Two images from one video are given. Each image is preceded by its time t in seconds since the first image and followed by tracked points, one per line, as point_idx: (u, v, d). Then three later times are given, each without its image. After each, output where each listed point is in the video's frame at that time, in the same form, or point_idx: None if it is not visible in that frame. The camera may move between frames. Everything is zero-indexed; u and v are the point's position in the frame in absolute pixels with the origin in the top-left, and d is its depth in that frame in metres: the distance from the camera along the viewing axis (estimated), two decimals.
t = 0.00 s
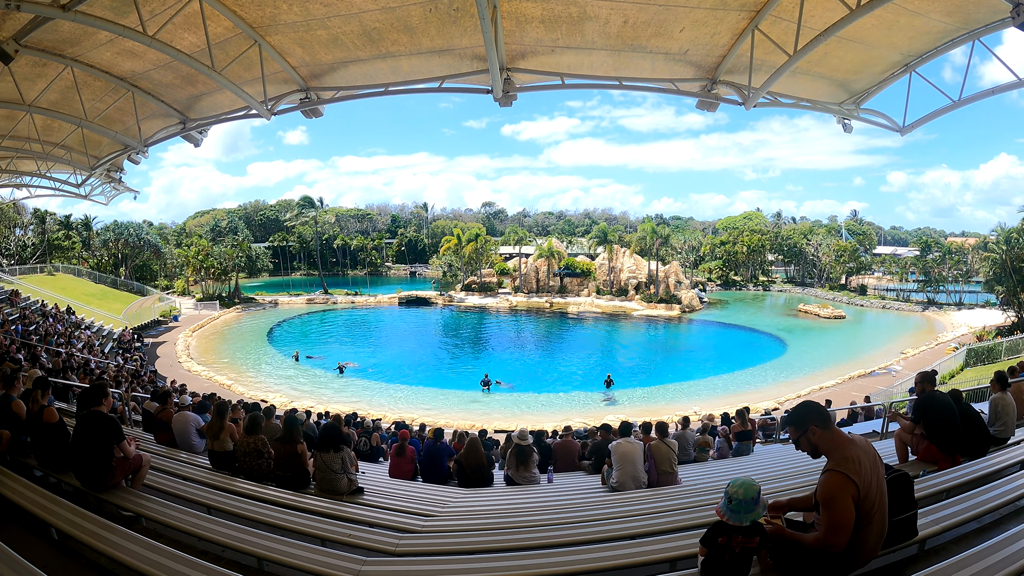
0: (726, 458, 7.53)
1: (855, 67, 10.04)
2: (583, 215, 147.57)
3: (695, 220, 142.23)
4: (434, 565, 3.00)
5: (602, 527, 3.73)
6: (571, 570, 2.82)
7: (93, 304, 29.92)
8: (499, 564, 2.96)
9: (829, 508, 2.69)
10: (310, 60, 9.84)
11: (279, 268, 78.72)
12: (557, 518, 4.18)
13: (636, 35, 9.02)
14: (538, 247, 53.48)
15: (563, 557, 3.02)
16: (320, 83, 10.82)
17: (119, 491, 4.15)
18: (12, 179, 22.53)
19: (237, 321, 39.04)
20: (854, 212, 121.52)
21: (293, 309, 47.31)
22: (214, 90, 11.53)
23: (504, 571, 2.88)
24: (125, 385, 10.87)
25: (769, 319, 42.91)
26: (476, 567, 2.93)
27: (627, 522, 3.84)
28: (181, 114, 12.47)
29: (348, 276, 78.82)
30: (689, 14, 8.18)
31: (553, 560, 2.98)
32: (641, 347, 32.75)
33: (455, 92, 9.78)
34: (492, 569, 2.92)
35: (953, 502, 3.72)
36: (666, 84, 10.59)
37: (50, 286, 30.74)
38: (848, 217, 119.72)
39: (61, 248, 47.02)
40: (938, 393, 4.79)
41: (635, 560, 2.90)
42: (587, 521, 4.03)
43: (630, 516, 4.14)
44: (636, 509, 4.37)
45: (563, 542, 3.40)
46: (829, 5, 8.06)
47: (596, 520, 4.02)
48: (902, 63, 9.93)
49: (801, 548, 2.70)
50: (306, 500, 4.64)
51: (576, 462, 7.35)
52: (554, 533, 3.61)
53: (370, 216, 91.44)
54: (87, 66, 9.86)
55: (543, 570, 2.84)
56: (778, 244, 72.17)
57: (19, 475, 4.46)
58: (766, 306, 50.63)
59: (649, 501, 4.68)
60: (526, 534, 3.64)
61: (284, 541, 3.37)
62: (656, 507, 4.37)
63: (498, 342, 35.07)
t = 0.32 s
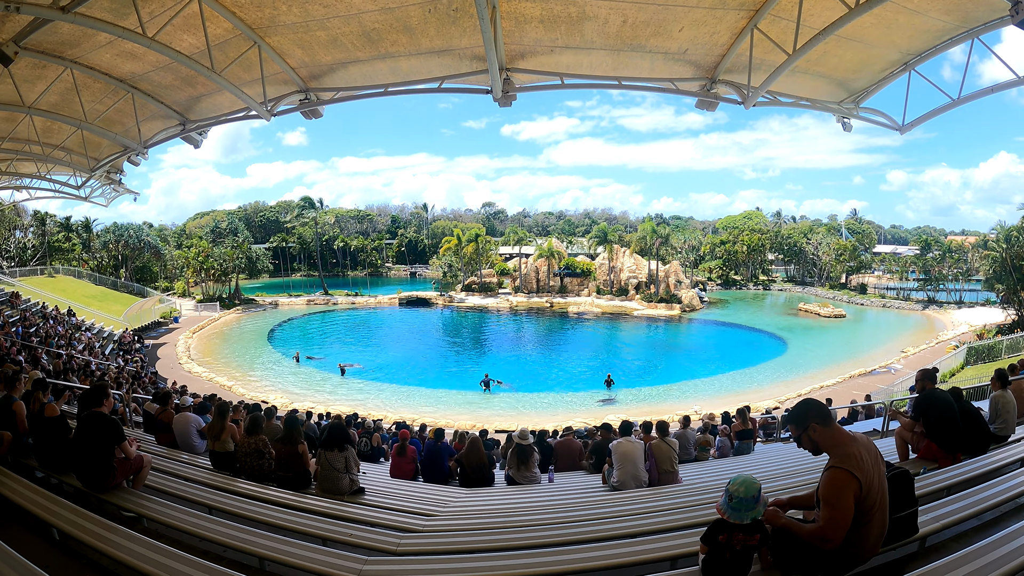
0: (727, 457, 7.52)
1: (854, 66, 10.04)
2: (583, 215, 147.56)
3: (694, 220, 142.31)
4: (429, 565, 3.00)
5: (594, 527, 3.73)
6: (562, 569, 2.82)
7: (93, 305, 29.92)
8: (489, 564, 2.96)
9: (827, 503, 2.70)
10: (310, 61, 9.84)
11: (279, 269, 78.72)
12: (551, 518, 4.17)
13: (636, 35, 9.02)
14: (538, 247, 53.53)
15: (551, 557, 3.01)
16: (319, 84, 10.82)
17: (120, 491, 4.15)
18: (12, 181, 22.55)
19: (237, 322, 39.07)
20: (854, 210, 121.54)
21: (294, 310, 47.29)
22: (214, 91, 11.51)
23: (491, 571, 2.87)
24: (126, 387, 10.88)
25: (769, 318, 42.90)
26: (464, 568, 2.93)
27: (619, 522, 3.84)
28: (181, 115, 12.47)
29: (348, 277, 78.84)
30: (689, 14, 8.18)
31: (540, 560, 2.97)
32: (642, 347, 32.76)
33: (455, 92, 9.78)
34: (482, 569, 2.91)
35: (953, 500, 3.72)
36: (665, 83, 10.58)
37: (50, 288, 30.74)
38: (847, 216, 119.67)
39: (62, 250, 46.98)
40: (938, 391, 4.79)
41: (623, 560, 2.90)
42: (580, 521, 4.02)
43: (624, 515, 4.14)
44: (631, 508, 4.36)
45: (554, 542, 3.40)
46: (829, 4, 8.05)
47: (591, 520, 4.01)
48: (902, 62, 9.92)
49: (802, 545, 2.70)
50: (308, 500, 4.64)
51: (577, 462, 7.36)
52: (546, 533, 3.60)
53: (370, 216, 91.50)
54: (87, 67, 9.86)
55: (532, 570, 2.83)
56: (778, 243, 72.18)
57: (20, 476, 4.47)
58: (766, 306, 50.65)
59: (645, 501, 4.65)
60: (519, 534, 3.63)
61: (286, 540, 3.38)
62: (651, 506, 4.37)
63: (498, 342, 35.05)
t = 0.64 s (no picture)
0: (728, 454, 7.53)
1: (853, 62, 10.04)
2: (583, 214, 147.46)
3: (694, 219, 142.24)
4: (429, 563, 3.00)
5: (593, 524, 3.73)
6: (560, 567, 2.82)
7: (93, 306, 29.90)
8: (488, 562, 2.95)
9: (827, 497, 2.71)
10: (309, 61, 9.84)
11: (279, 269, 78.69)
12: (552, 515, 4.18)
13: (634, 32, 9.01)
14: (538, 246, 53.56)
15: (550, 554, 3.01)
16: (318, 83, 10.82)
17: (121, 491, 4.16)
18: (11, 182, 22.54)
19: (238, 322, 39.09)
20: (854, 208, 121.41)
21: (294, 310, 47.28)
22: (213, 91, 11.51)
23: (490, 569, 2.86)
24: (127, 387, 10.90)
25: (769, 316, 42.88)
26: (463, 565, 2.92)
27: (618, 519, 3.83)
28: (180, 115, 12.48)
29: (348, 276, 78.79)
30: (687, 11, 8.16)
31: (537, 558, 2.97)
32: (642, 345, 32.76)
33: (454, 90, 9.78)
34: (481, 567, 2.90)
35: (954, 496, 3.72)
36: (665, 80, 10.56)
37: (50, 289, 30.74)
38: (847, 213, 119.53)
39: (62, 251, 46.95)
40: (938, 386, 4.79)
41: (621, 557, 2.89)
42: (579, 518, 4.02)
43: (623, 512, 4.13)
44: (630, 505, 4.36)
45: (553, 539, 3.40)
46: (827, 2, 8.06)
47: (590, 517, 4.01)
48: (901, 58, 9.91)
49: (806, 541, 2.69)
50: (310, 499, 4.64)
51: (578, 459, 7.40)
52: (544, 531, 3.60)
53: (370, 216, 91.48)
54: (85, 68, 9.85)
55: (531, 568, 2.84)
56: (778, 240, 72.11)
57: (21, 476, 4.49)
58: (767, 303, 50.63)
59: (643, 498, 4.64)
60: (519, 531, 3.63)
61: (288, 538, 3.38)
62: (651, 503, 4.37)
63: (498, 341, 35.03)
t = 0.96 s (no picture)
0: (728, 450, 7.53)
1: (853, 58, 10.02)
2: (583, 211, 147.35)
3: (693, 215, 142.14)
4: (433, 559, 3.00)
5: (593, 519, 3.73)
6: (562, 561, 2.83)
7: (94, 306, 29.91)
8: (489, 559, 2.95)
9: (826, 491, 2.71)
10: (308, 59, 9.83)
11: (279, 267, 78.72)
12: (554, 511, 4.19)
13: (634, 29, 9.00)
14: (538, 243, 53.55)
15: (552, 550, 3.01)
16: (318, 81, 10.81)
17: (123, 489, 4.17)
18: (10, 182, 22.53)
19: (239, 321, 39.14)
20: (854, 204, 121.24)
21: (294, 308, 47.30)
22: (212, 90, 11.50)
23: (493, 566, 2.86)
24: (129, 386, 10.92)
25: (770, 312, 42.90)
26: (466, 561, 2.93)
27: (618, 515, 3.84)
28: (180, 114, 12.48)
29: (349, 275, 78.81)
30: (687, 7, 8.14)
31: (541, 554, 2.98)
32: (643, 342, 32.78)
33: (454, 88, 9.76)
34: (485, 564, 2.91)
35: (955, 490, 3.72)
36: (664, 77, 10.56)
37: (51, 289, 30.74)
38: (848, 209, 119.38)
39: (62, 251, 46.95)
40: (939, 381, 4.78)
41: (622, 552, 2.89)
42: (580, 514, 4.03)
43: (622, 508, 4.14)
44: (629, 502, 4.37)
45: (554, 535, 3.40)
46: None
47: (590, 513, 4.02)
48: (901, 54, 9.90)
49: (806, 535, 2.70)
50: (312, 496, 4.64)
51: (579, 455, 7.40)
52: (544, 527, 3.60)
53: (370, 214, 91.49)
54: (85, 67, 9.84)
55: (535, 564, 2.84)
56: (778, 237, 72.11)
57: (23, 475, 4.50)
58: (767, 299, 50.60)
59: (646, 493, 4.65)
60: (520, 527, 3.63)
61: (291, 535, 3.38)
62: (650, 499, 4.38)
63: (499, 339, 35.04)
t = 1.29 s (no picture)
0: (729, 448, 7.53)
1: (852, 55, 10.01)
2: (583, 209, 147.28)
3: (693, 213, 142.05)
4: (438, 557, 3.01)
5: (597, 517, 3.74)
6: (566, 559, 2.83)
7: (94, 307, 29.92)
8: (493, 557, 2.96)
9: (828, 488, 2.71)
10: (307, 58, 9.83)
11: (280, 267, 78.74)
12: (557, 509, 4.19)
13: (632, 27, 9.00)
14: (538, 242, 53.54)
15: (555, 548, 3.02)
16: (317, 81, 10.81)
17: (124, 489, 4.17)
18: (10, 184, 22.55)
19: (239, 322, 39.15)
20: (855, 201, 121.07)
21: (295, 308, 47.32)
22: (212, 90, 11.50)
23: (497, 563, 2.87)
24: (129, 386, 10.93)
25: (770, 310, 42.89)
26: (471, 560, 2.94)
27: (621, 513, 3.85)
28: (179, 115, 12.48)
29: (349, 275, 78.80)
30: (686, 5, 8.14)
31: (543, 551, 2.98)
32: (643, 340, 32.77)
33: (453, 87, 9.77)
34: (490, 562, 2.91)
35: (956, 487, 3.72)
36: (664, 75, 10.55)
37: (51, 291, 30.75)
38: (848, 207, 119.18)
39: (62, 252, 47.03)
40: (940, 378, 4.77)
41: (624, 550, 2.90)
42: (581, 512, 4.03)
43: (625, 506, 4.15)
44: (632, 499, 4.37)
45: (557, 533, 3.41)
46: None
47: (592, 511, 4.03)
48: (900, 51, 9.89)
49: (807, 532, 2.70)
50: (312, 496, 4.64)
51: (580, 454, 7.39)
52: (548, 525, 3.61)
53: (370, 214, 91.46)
54: (84, 69, 9.84)
55: (539, 561, 2.84)
56: (778, 235, 72.06)
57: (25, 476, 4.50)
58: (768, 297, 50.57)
59: (647, 492, 4.66)
60: (526, 525, 3.64)
61: (292, 534, 3.38)
62: (653, 497, 4.38)
63: (500, 338, 35.02)
